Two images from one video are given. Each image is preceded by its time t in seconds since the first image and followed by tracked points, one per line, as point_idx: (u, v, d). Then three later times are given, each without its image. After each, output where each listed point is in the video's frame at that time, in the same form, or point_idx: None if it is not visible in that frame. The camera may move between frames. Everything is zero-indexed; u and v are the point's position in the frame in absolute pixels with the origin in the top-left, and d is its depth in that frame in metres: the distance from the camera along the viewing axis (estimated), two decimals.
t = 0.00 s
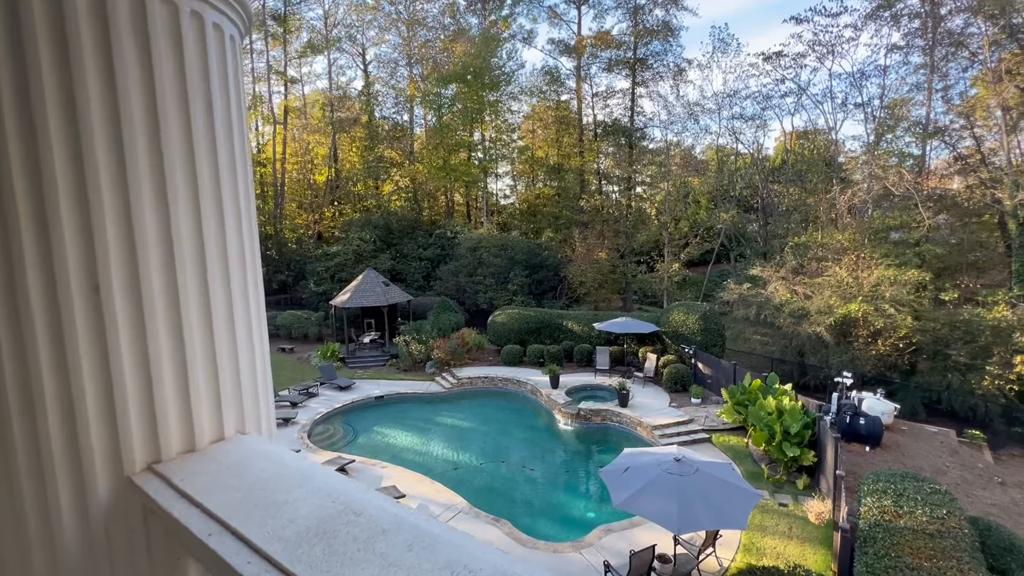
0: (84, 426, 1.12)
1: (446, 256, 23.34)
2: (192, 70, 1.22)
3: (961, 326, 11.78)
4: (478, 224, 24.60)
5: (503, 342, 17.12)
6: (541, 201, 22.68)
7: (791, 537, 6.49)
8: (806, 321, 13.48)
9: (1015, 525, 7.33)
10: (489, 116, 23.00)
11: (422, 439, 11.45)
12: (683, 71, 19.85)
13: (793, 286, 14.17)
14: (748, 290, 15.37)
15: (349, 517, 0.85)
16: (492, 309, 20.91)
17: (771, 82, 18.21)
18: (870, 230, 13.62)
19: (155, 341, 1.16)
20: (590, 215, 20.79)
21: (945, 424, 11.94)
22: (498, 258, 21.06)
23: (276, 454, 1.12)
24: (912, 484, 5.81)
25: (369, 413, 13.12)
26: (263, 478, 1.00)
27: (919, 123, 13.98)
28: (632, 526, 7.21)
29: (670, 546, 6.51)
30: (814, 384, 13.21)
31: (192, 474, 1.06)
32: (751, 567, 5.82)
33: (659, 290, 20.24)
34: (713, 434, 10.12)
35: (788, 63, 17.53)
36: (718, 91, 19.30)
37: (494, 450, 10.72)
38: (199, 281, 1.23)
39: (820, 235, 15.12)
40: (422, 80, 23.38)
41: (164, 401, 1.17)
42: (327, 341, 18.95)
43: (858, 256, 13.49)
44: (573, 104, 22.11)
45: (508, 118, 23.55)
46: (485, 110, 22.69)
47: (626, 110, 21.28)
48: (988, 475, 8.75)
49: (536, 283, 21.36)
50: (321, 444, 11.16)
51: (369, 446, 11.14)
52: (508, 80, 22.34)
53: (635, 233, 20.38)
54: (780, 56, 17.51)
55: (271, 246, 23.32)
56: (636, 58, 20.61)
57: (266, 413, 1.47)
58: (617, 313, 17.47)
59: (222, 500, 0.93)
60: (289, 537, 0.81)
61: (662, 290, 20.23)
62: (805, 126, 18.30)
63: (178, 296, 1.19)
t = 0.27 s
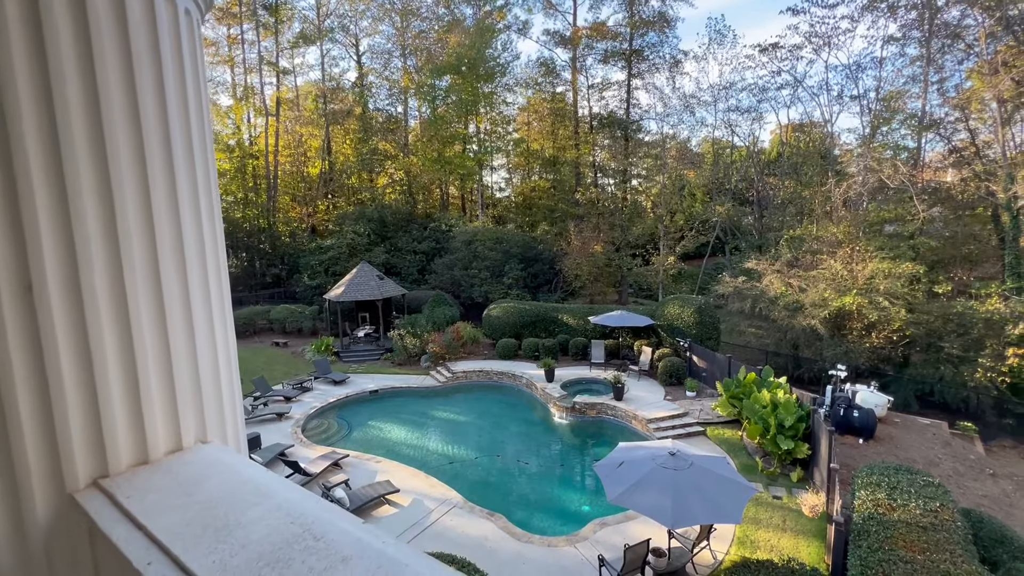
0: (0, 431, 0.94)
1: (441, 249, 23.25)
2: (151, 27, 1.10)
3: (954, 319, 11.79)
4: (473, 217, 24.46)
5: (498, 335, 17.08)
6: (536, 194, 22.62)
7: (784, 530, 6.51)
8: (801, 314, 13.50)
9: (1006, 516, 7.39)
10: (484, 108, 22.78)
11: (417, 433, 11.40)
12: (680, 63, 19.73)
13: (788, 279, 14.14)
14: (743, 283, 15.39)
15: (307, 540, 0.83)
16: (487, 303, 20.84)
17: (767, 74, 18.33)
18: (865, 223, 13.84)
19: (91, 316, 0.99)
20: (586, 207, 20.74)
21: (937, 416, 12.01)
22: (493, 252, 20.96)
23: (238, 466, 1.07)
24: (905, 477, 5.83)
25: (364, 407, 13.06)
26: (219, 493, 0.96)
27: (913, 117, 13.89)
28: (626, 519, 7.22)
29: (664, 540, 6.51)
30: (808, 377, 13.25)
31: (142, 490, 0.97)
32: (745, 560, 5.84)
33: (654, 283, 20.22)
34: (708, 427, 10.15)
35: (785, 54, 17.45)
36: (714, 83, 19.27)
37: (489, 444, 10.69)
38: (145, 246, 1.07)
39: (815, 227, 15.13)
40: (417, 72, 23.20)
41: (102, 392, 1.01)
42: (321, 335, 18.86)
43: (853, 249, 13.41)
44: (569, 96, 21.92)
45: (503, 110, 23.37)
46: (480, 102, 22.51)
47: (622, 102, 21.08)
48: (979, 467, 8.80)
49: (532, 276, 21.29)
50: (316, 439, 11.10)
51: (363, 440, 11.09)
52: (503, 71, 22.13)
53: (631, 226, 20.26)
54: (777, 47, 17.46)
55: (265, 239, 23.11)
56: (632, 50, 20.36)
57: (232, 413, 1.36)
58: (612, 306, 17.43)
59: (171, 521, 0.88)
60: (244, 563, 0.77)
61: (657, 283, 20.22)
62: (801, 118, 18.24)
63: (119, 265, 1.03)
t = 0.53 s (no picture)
0: None
1: (437, 242, 23.16)
2: None
3: (948, 312, 11.80)
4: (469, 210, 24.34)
5: (494, 329, 17.04)
6: (533, 186, 22.54)
7: (780, 523, 6.52)
8: (797, 307, 13.52)
9: (999, 508, 7.44)
10: (480, 99, 22.55)
11: (413, 427, 11.35)
12: (677, 54, 19.53)
13: (784, 272, 14.12)
14: (739, 276, 15.40)
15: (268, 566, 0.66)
16: (483, 296, 20.75)
17: (765, 66, 18.22)
18: (862, 217, 13.68)
19: (27, 286, 0.72)
20: (582, 200, 20.67)
21: (931, 408, 12.08)
22: (489, 245, 20.81)
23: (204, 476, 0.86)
24: (901, 470, 5.84)
25: (359, 401, 13.01)
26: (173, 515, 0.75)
27: (911, 108, 14.02)
28: (622, 513, 7.22)
29: (661, 534, 6.50)
30: (803, 370, 13.28)
31: (86, 507, 0.73)
32: (741, 553, 5.85)
33: (651, 276, 20.20)
34: (704, 421, 10.16)
35: (782, 46, 17.38)
36: (712, 75, 19.15)
37: (486, 437, 10.67)
38: (102, 207, 0.81)
39: (811, 220, 15.15)
40: (412, 63, 22.96)
41: (41, 381, 0.75)
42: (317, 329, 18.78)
43: (850, 242, 13.39)
44: (565, 88, 21.72)
45: (499, 101, 23.14)
46: (476, 94, 22.30)
47: (619, 94, 20.92)
48: (974, 459, 8.84)
49: (528, 270, 21.22)
50: (311, 433, 11.04)
51: (359, 434, 11.03)
52: (499, 62, 21.94)
53: (627, 219, 20.28)
54: (775, 39, 17.27)
55: (259, 232, 22.98)
56: (629, 41, 20.10)
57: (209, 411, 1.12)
58: (609, 299, 17.40)
59: (110, 547, 0.67)
60: None
61: (653, 276, 20.19)
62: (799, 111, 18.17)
63: (59, 217, 0.75)
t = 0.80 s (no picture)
0: None
1: (434, 235, 23.04)
2: None
3: (946, 305, 11.80)
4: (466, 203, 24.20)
5: (491, 322, 17.00)
6: (530, 179, 22.43)
7: (777, 516, 6.52)
8: (795, 300, 13.51)
9: (994, 500, 7.47)
10: (477, 91, 22.33)
11: (410, 421, 11.31)
12: (675, 46, 19.41)
13: (782, 265, 14.10)
14: (737, 269, 15.39)
15: None
16: (480, 290, 20.66)
17: (764, 57, 18.07)
18: (860, 210, 13.68)
19: None
20: (580, 193, 20.56)
21: (927, 401, 12.11)
22: (486, 239, 20.68)
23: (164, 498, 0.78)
24: (899, 464, 5.85)
25: (355, 395, 12.95)
26: (123, 540, 0.69)
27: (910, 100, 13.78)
28: (619, 507, 7.22)
29: (657, 527, 6.50)
30: (800, 363, 13.29)
31: (31, 531, 0.65)
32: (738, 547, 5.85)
33: (649, 269, 20.14)
34: (701, 414, 10.17)
35: (782, 37, 17.20)
36: (710, 66, 19.02)
37: (483, 431, 10.64)
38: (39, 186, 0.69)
39: (809, 213, 15.11)
40: (408, 54, 22.72)
41: None
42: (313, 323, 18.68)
43: (848, 236, 13.35)
44: (563, 79, 21.61)
45: (496, 93, 22.90)
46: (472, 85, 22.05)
47: (617, 86, 20.74)
48: (969, 452, 8.87)
49: (525, 263, 21.12)
50: (307, 427, 10.99)
51: (355, 429, 10.99)
52: (496, 53, 21.71)
53: (625, 212, 20.31)
54: (774, 31, 17.20)
55: (254, 225, 22.80)
56: (627, 32, 20.00)
57: (178, 414, 1.03)
58: (606, 293, 17.35)
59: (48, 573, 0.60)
60: None
61: (651, 269, 20.13)
62: (797, 103, 18.08)
63: None
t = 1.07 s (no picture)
0: None
1: (431, 229, 22.93)
2: None
3: (944, 299, 11.79)
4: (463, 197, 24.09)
5: (488, 316, 16.95)
6: (528, 172, 22.29)
7: (775, 510, 6.51)
8: (793, 294, 13.49)
9: (991, 494, 7.47)
10: (474, 83, 22.10)
11: (407, 416, 11.26)
12: (674, 37, 19.24)
13: (781, 259, 14.09)
14: (735, 263, 15.36)
15: None
16: (478, 283, 20.55)
17: (762, 50, 17.77)
18: (858, 203, 13.67)
19: None
20: (578, 186, 20.44)
21: (924, 394, 12.11)
22: (483, 232, 20.59)
23: (115, 517, 0.66)
24: (898, 459, 5.84)
25: (353, 389, 12.90)
26: (62, 575, 0.56)
27: (910, 93, 13.75)
28: (617, 502, 7.19)
29: (655, 522, 6.48)
30: (798, 357, 13.28)
31: None
32: (736, 542, 5.84)
33: (646, 263, 20.08)
34: (699, 408, 10.16)
35: (782, 30, 17.07)
36: (709, 58, 18.88)
37: (481, 426, 10.61)
38: None
39: (807, 207, 15.10)
40: (404, 46, 22.48)
41: None
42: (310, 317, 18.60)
43: (846, 230, 13.32)
44: (561, 71, 21.46)
45: (493, 85, 22.70)
46: (470, 77, 21.85)
47: (615, 78, 20.55)
48: (966, 445, 8.87)
49: (523, 257, 21.02)
50: (304, 422, 10.93)
51: (352, 423, 10.93)
52: (493, 45, 21.48)
53: (623, 205, 20.16)
54: (774, 23, 16.95)
55: (250, 219, 22.68)
56: (626, 23, 19.78)
57: (147, 434, 0.91)
58: (604, 287, 17.29)
59: None
60: None
61: (649, 263, 20.07)
62: (796, 96, 18.00)
63: None
